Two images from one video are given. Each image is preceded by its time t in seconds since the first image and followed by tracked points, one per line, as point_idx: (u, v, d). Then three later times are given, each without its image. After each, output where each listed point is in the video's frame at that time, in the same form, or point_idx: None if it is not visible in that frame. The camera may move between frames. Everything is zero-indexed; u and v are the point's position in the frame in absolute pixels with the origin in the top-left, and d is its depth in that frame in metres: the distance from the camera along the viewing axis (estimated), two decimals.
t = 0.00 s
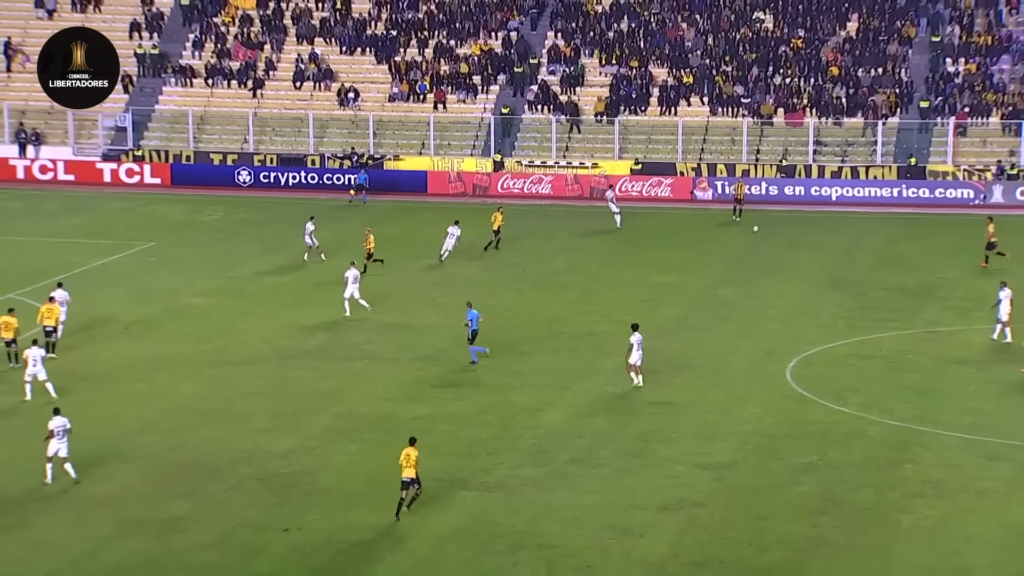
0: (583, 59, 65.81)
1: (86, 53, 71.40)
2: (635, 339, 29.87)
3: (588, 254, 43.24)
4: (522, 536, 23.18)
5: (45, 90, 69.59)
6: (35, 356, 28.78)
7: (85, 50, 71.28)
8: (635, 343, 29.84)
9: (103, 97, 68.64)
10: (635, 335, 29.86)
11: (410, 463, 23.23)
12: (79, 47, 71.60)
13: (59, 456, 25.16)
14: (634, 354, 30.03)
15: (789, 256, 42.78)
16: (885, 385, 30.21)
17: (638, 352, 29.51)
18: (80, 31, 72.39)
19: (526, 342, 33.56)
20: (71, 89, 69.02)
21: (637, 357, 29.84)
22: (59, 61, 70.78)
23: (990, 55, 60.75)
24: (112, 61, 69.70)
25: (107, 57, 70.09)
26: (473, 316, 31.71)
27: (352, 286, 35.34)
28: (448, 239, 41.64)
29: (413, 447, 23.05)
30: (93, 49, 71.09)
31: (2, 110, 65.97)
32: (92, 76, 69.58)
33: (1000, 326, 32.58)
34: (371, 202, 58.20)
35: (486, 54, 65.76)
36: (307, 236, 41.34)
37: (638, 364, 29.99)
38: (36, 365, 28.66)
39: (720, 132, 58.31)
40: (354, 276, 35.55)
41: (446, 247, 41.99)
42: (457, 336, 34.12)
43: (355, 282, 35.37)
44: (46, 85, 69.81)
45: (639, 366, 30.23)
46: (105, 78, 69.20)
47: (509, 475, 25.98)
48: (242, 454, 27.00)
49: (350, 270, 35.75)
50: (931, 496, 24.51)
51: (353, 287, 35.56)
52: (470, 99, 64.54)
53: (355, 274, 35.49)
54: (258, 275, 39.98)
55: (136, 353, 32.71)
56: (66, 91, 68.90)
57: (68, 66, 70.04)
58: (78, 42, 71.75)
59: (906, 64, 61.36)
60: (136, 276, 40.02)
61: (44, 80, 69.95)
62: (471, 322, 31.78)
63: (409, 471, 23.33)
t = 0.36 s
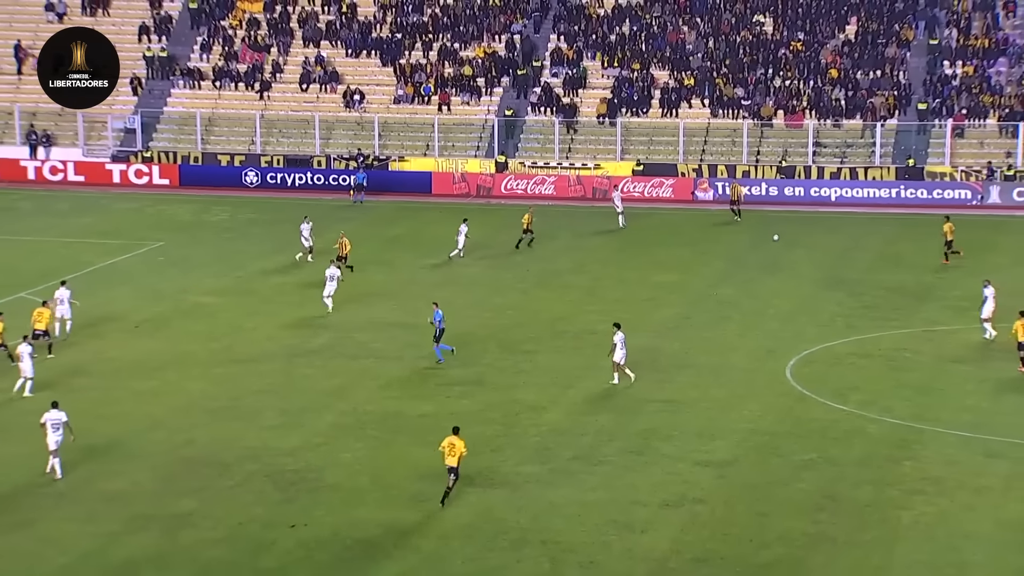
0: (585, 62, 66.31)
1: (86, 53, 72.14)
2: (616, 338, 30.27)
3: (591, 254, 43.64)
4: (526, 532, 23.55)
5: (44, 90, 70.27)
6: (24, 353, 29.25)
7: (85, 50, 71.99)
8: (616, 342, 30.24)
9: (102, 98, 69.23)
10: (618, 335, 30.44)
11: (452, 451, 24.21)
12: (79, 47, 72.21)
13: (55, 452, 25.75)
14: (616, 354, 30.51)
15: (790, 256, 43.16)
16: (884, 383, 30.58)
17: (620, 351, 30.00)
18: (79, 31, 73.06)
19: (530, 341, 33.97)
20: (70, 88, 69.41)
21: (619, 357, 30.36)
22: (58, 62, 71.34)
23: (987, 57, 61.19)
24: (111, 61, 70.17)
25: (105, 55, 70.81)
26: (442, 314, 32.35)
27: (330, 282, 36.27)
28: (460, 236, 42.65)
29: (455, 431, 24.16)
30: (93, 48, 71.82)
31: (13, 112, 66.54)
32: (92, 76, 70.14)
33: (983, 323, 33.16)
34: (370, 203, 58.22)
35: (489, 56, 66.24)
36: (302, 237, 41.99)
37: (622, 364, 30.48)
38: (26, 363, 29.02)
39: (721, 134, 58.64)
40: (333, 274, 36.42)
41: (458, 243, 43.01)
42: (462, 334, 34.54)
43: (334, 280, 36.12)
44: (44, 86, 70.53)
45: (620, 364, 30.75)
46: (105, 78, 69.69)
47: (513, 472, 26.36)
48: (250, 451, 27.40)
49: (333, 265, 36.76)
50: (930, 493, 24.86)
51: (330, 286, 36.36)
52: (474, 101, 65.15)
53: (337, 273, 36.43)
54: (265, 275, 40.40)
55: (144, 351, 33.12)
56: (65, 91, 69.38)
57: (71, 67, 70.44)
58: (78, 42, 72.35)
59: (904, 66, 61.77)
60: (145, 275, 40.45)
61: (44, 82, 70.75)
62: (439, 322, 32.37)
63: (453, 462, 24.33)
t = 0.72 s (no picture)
0: (607, 64, 66.54)
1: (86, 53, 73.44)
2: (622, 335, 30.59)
3: (611, 254, 43.93)
4: (548, 529, 23.84)
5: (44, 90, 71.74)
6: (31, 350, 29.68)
7: (86, 49, 73.24)
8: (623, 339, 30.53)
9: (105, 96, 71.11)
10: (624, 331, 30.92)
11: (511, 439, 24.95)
12: (79, 46, 73.33)
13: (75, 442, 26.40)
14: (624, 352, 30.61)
15: (810, 256, 43.36)
16: (904, 382, 30.79)
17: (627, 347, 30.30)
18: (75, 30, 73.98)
19: (552, 340, 34.28)
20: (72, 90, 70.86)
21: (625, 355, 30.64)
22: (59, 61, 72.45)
23: (1008, 59, 61.21)
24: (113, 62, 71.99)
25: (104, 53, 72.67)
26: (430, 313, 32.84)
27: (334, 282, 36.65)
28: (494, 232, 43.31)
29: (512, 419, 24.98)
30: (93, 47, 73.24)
31: (43, 113, 67.50)
32: (92, 76, 71.85)
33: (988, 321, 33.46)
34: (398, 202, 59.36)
35: (512, 58, 66.61)
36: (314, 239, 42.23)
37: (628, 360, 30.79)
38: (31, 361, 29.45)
39: (741, 135, 59.00)
40: (336, 272, 36.64)
41: (494, 242, 43.51)
42: (484, 334, 34.87)
43: (337, 279, 36.50)
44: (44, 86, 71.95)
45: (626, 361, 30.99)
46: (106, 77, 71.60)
47: (536, 470, 26.66)
48: (274, 449, 27.78)
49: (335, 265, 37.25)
50: (950, 492, 25.06)
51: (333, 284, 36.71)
52: (496, 103, 65.51)
53: (339, 271, 36.63)
54: (289, 274, 40.84)
55: (170, 349, 33.58)
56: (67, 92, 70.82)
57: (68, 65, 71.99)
58: (78, 41, 73.37)
59: (924, 68, 61.80)
60: (171, 274, 40.94)
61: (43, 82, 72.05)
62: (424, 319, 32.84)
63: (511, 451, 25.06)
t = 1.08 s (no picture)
0: (630, 66, 66.83)
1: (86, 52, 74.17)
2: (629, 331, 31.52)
3: (634, 254, 44.20)
4: (572, 527, 24.09)
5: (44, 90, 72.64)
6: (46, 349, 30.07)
7: (85, 49, 74.05)
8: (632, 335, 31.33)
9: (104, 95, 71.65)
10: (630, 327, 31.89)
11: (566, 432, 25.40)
12: (79, 47, 74.30)
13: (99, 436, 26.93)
14: (629, 348, 31.52)
15: (832, 256, 43.51)
16: (926, 382, 30.97)
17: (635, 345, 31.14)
18: (76, 31, 75.23)
19: (576, 340, 34.55)
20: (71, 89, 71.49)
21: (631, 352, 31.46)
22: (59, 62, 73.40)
23: None
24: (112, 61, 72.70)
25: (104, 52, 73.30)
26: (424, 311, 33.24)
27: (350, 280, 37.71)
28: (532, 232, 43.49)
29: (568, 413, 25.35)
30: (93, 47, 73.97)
31: (75, 116, 68.06)
32: (92, 75, 72.29)
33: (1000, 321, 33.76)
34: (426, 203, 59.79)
35: (536, 60, 66.94)
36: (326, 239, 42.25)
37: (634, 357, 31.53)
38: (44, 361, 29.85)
39: (764, 136, 59.05)
40: (352, 269, 37.72)
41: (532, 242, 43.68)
42: (509, 333, 35.18)
43: (353, 275, 37.55)
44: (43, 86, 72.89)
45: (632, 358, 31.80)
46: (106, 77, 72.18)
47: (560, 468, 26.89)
48: (301, 447, 28.11)
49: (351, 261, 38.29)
50: (972, 491, 25.23)
51: (349, 281, 37.79)
52: (519, 104, 65.80)
53: (355, 268, 37.72)
54: (313, 274, 41.22)
55: (197, 348, 33.96)
56: (65, 91, 71.53)
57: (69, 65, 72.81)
58: (78, 42, 74.42)
59: (946, 70, 61.82)
60: (198, 274, 41.36)
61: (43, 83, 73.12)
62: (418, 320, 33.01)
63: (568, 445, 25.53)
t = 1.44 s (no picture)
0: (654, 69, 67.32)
1: (86, 53, 76.07)
2: (635, 331, 31.67)
3: (657, 255, 44.54)
4: (596, 523, 24.39)
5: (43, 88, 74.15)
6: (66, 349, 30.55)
7: (85, 50, 76.06)
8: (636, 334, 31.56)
9: (103, 96, 73.10)
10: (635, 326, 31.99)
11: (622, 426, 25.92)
12: (79, 47, 76.16)
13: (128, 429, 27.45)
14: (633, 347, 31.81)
15: (854, 257, 43.74)
16: (949, 382, 31.21)
17: (638, 343, 31.37)
18: (76, 30, 76.87)
19: (600, 340, 34.90)
20: (72, 89, 73.30)
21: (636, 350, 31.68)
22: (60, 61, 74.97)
23: None
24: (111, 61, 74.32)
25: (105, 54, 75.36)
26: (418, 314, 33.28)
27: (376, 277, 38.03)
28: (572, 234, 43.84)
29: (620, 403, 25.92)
30: (93, 49, 76.00)
31: (107, 118, 69.02)
32: (92, 76, 74.26)
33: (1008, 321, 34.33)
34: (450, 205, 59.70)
35: (561, 63, 67.42)
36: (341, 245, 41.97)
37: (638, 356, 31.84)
38: (64, 360, 30.35)
39: (786, 139, 59.22)
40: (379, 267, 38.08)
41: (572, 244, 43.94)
42: (533, 333, 35.56)
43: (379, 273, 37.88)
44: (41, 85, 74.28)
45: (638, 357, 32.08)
46: (105, 78, 73.57)
47: (583, 467, 27.21)
48: (328, 444, 28.51)
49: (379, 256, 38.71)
50: (994, 491, 25.44)
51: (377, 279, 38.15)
52: (545, 107, 66.33)
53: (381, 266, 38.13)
54: (340, 275, 41.71)
55: (225, 347, 34.42)
56: (66, 91, 73.26)
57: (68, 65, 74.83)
58: (78, 42, 76.27)
59: (968, 72, 62.00)
60: (227, 274, 41.91)
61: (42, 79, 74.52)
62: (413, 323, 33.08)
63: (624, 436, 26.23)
